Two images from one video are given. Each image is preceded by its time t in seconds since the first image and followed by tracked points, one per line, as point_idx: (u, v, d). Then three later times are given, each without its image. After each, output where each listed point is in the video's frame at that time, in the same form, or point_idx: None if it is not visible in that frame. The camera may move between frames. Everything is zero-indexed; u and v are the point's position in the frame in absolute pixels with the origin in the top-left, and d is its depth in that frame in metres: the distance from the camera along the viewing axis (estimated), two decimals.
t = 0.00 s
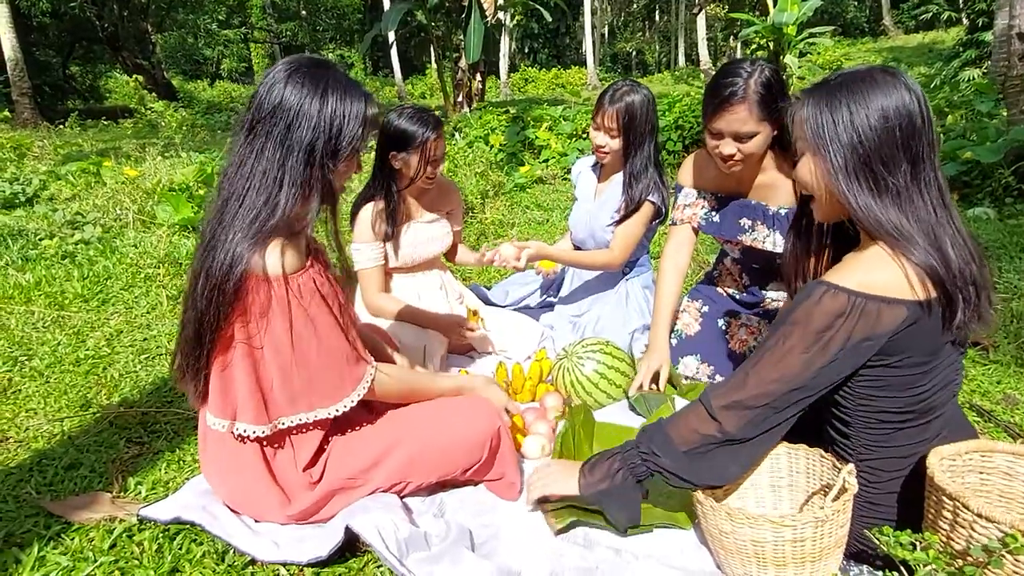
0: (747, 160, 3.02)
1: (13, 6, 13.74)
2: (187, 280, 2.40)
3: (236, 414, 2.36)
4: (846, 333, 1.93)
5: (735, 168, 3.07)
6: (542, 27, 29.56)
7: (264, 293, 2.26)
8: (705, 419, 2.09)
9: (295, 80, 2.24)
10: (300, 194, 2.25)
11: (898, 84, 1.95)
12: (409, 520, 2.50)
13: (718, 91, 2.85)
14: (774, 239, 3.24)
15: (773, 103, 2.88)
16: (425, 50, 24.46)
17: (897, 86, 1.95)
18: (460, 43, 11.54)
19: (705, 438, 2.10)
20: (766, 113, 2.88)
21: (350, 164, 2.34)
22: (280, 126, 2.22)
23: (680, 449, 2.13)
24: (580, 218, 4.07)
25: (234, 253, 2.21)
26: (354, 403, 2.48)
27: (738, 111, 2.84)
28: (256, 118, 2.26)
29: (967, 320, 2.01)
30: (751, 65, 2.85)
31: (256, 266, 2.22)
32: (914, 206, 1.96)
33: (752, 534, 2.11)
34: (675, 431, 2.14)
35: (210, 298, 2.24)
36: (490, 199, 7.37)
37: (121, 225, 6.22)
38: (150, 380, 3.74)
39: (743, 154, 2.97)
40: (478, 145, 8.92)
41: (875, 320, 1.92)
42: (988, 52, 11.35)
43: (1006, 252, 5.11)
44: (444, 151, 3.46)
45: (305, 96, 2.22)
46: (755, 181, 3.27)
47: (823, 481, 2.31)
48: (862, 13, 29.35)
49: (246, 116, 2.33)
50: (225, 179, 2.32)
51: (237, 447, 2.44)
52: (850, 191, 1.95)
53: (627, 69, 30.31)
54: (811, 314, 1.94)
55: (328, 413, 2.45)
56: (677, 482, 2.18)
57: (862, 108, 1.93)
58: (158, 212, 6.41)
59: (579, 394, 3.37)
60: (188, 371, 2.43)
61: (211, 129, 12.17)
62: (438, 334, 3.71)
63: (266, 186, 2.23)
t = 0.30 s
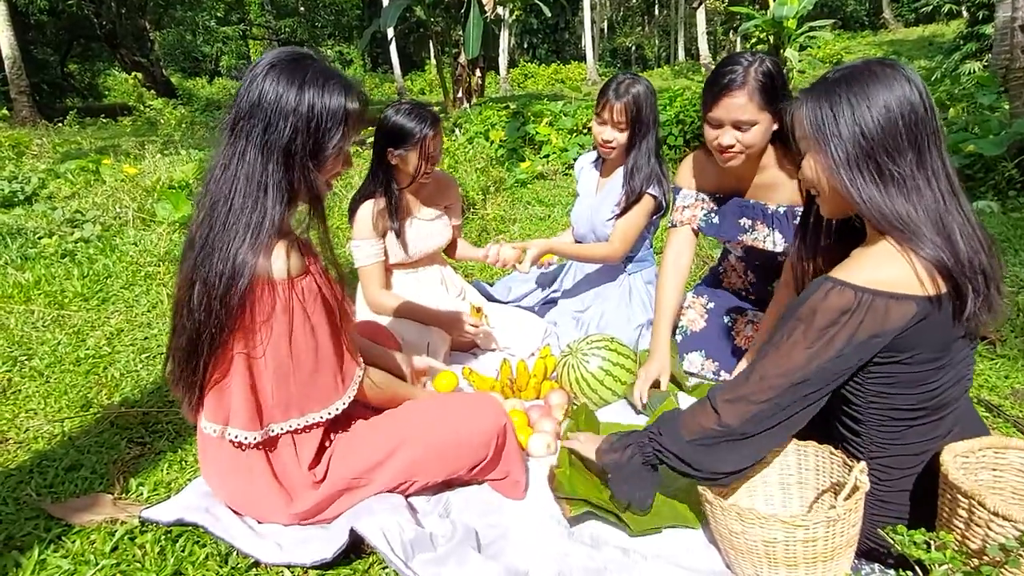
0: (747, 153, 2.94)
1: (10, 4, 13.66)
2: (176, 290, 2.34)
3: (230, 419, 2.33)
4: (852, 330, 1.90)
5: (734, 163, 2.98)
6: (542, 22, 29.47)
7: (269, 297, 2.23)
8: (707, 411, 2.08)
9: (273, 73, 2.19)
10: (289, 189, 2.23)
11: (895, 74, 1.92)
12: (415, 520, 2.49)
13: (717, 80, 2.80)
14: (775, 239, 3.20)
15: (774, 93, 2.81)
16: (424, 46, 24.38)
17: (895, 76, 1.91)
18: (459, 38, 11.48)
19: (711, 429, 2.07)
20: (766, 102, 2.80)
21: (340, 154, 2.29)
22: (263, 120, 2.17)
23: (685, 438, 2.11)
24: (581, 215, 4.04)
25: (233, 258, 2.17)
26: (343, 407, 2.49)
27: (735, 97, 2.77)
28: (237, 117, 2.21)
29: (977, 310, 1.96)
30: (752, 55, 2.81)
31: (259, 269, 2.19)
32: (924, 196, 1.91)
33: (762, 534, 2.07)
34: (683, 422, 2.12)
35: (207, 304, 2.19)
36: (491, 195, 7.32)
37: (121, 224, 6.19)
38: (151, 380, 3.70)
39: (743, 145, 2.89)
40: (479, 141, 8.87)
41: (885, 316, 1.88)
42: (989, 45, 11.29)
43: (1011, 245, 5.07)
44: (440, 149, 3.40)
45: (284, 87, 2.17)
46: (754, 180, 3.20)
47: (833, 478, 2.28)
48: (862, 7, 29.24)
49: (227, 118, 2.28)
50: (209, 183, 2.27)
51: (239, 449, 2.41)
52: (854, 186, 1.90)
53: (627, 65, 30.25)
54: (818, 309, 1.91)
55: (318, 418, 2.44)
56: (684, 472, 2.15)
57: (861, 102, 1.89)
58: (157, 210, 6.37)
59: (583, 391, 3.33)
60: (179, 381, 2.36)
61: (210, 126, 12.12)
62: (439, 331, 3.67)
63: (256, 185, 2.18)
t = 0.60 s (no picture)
0: (746, 147, 2.87)
1: None
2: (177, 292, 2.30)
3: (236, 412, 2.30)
4: (840, 326, 1.88)
5: (732, 157, 2.92)
6: (540, 14, 29.33)
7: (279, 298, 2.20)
8: (698, 400, 2.06)
9: (268, 68, 2.12)
10: (290, 185, 2.18)
11: (907, 65, 1.85)
12: (415, 525, 2.45)
13: (714, 72, 2.74)
14: (776, 234, 3.09)
15: (772, 85, 2.75)
16: (422, 39, 24.25)
17: (904, 68, 1.85)
18: (457, 31, 11.40)
19: (707, 419, 2.05)
20: (764, 93, 2.74)
21: (342, 148, 2.24)
22: (262, 119, 2.11)
23: (678, 427, 2.08)
24: (582, 211, 3.99)
25: (237, 259, 2.12)
26: (352, 403, 2.46)
27: (732, 90, 2.71)
28: (236, 117, 2.17)
29: (981, 314, 1.89)
30: (750, 47, 2.75)
31: (269, 268, 2.16)
32: (933, 197, 1.86)
33: (768, 536, 2.04)
34: (675, 410, 2.10)
35: (213, 304, 2.15)
36: (491, 189, 7.27)
37: (118, 221, 6.14)
38: (147, 379, 3.67)
39: (741, 139, 2.83)
40: (477, 135, 8.81)
41: (880, 314, 1.85)
42: (990, 36, 11.21)
43: (1014, 238, 5.02)
44: (433, 127, 3.41)
45: (282, 83, 2.11)
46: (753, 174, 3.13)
47: (839, 479, 2.24)
48: None
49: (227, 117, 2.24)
50: (211, 184, 2.23)
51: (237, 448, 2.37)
52: (858, 185, 1.88)
53: (626, 57, 30.13)
54: (809, 303, 1.89)
55: (328, 412, 2.41)
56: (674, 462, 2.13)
57: (866, 99, 1.84)
58: (154, 207, 6.32)
59: (584, 389, 3.29)
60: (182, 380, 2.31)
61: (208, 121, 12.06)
62: (436, 329, 3.61)
63: (256, 184, 2.13)
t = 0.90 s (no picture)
0: (753, 141, 2.83)
1: None
2: (199, 300, 2.25)
3: (264, 407, 2.27)
4: (848, 320, 1.85)
5: (740, 153, 2.89)
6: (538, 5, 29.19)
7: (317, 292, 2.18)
8: (699, 387, 2.06)
9: (290, 73, 2.06)
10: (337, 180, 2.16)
11: (913, 59, 1.84)
12: (421, 525, 2.43)
13: (719, 66, 2.70)
14: (788, 228, 3.05)
15: (777, 79, 2.71)
16: (420, 32, 24.13)
17: (911, 63, 1.83)
18: (455, 23, 11.33)
19: (711, 405, 2.04)
20: (769, 87, 2.71)
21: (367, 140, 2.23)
22: (304, 129, 2.08)
23: (680, 415, 2.07)
24: (585, 210, 3.93)
25: (282, 260, 2.09)
26: (377, 411, 2.42)
27: (736, 85, 2.68)
28: (259, 123, 2.10)
29: (997, 306, 1.86)
30: (755, 40, 2.70)
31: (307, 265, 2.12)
32: (948, 190, 1.83)
33: (778, 535, 2.02)
34: (678, 398, 2.09)
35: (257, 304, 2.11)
36: (491, 183, 7.23)
37: (117, 217, 6.11)
38: (148, 378, 3.64)
39: (747, 133, 2.80)
40: (477, 128, 8.76)
41: (888, 309, 1.82)
42: (991, 25, 11.13)
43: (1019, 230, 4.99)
44: (417, 100, 3.45)
45: (313, 86, 2.06)
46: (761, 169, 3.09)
47: (849, 478, 2.22)
48: None
49: (240, 124, 2.15)
50: (232, 194, 2.17)
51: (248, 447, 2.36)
52: (870, 183, 1.85)
53: (625, 48, 30.02)
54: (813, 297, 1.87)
55: (350, 418, 2.37)
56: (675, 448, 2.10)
57: (876, 96, 1.82)
58: (152, 203, 6.28)
59: (587, 385, 3.27)
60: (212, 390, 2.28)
61: (206, 116, 12.00)
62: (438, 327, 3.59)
63: (303, 186, 2.10)
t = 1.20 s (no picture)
0: (752, 143, 2.78)
1: None
2: (168, 306, 2.25)
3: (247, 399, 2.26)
4: (888, 322, 1.80)
5: (740, 156, 2.84)
6: None
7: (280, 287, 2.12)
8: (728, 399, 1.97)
9: (254, 79, 2.07)
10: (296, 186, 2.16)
11: (928, 56, 1.83)
12: (420, 533, 2.45)
13: (718, 68, 2.65)
14: (781, 229, 3.01)
15: (777, 80, 2.64)
16: (417, 27, 24.03)
17: (925, 60, 1.82)
18: (451, 18, 11.28)
19: (737, 420, 1.96)
20: (768, 89, 2.65)
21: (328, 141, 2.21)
22: (266, 136, 2.07)
23: (708, 429, 1.99)
24: (586, 209, 3.89)
25: (248, 260, 2.06)
26: (344, 395, 2.36)
27: (735, 86, 2.63)
28: (218, 129, 2.10)
29: None
30: (756, 39, 2.65)
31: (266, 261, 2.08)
32: (973, 182, 1.81)
33: (784, 539, 2.00)
34: (706, 408, 2.00)
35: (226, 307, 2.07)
36: (489, 179, 7.21)
37: (114, 217, 6.08)
38: (147, 382, 3.62)
39: (746, 134, 2.74)
40: (475, 124, 8.72)
41: (925, 308, 1.78)
42: (989, 16, 11.06)
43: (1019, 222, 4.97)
44: (425, 104, 3.40)
45: (277, 92, 2.06)
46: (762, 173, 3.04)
47: (855, 480, 2.21)
48: None
49: (204, 133, 2.16)
50: (193, 201, 2.18)
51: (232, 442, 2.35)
52: (894, 181, 1.82)
53: (622, 42, 29.94)
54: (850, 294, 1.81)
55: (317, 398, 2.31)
56: (697, 459, 2.04)
57: (891, 95, 1.80)
58: (150, 203, 6.25)
59: (589, 385, 3.26)
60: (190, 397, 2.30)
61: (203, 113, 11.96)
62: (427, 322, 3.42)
63: (266, 192, 2.09)
